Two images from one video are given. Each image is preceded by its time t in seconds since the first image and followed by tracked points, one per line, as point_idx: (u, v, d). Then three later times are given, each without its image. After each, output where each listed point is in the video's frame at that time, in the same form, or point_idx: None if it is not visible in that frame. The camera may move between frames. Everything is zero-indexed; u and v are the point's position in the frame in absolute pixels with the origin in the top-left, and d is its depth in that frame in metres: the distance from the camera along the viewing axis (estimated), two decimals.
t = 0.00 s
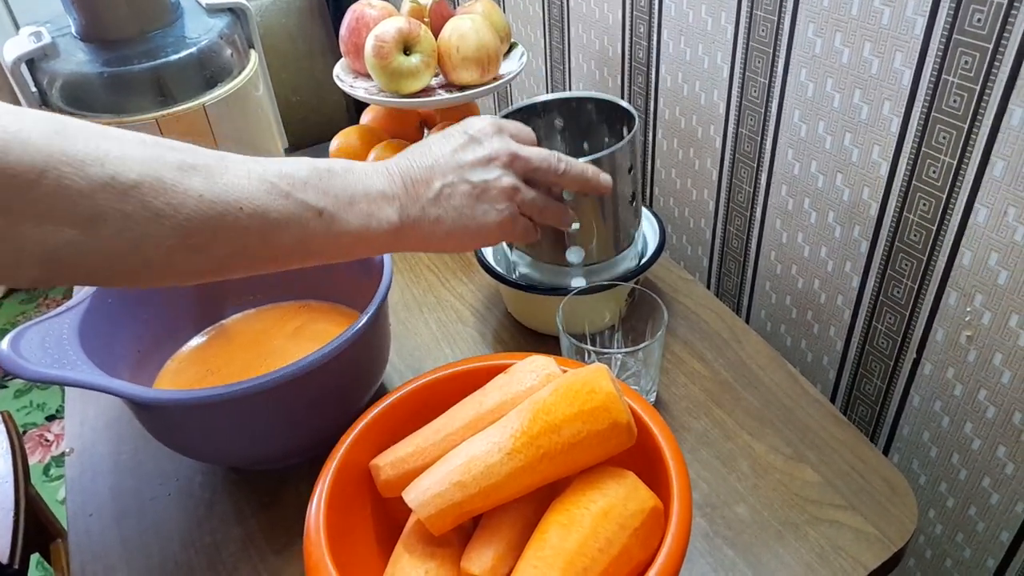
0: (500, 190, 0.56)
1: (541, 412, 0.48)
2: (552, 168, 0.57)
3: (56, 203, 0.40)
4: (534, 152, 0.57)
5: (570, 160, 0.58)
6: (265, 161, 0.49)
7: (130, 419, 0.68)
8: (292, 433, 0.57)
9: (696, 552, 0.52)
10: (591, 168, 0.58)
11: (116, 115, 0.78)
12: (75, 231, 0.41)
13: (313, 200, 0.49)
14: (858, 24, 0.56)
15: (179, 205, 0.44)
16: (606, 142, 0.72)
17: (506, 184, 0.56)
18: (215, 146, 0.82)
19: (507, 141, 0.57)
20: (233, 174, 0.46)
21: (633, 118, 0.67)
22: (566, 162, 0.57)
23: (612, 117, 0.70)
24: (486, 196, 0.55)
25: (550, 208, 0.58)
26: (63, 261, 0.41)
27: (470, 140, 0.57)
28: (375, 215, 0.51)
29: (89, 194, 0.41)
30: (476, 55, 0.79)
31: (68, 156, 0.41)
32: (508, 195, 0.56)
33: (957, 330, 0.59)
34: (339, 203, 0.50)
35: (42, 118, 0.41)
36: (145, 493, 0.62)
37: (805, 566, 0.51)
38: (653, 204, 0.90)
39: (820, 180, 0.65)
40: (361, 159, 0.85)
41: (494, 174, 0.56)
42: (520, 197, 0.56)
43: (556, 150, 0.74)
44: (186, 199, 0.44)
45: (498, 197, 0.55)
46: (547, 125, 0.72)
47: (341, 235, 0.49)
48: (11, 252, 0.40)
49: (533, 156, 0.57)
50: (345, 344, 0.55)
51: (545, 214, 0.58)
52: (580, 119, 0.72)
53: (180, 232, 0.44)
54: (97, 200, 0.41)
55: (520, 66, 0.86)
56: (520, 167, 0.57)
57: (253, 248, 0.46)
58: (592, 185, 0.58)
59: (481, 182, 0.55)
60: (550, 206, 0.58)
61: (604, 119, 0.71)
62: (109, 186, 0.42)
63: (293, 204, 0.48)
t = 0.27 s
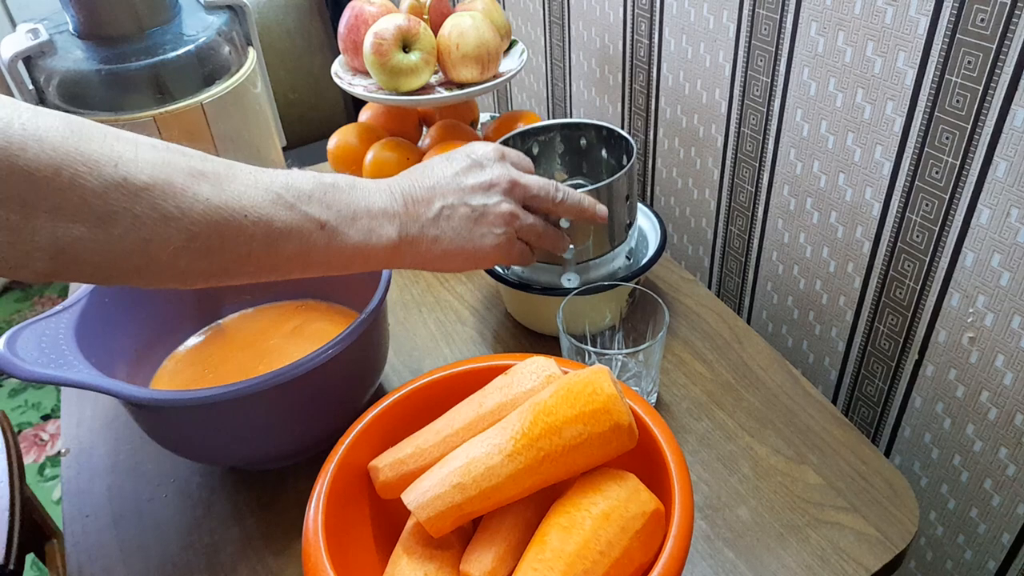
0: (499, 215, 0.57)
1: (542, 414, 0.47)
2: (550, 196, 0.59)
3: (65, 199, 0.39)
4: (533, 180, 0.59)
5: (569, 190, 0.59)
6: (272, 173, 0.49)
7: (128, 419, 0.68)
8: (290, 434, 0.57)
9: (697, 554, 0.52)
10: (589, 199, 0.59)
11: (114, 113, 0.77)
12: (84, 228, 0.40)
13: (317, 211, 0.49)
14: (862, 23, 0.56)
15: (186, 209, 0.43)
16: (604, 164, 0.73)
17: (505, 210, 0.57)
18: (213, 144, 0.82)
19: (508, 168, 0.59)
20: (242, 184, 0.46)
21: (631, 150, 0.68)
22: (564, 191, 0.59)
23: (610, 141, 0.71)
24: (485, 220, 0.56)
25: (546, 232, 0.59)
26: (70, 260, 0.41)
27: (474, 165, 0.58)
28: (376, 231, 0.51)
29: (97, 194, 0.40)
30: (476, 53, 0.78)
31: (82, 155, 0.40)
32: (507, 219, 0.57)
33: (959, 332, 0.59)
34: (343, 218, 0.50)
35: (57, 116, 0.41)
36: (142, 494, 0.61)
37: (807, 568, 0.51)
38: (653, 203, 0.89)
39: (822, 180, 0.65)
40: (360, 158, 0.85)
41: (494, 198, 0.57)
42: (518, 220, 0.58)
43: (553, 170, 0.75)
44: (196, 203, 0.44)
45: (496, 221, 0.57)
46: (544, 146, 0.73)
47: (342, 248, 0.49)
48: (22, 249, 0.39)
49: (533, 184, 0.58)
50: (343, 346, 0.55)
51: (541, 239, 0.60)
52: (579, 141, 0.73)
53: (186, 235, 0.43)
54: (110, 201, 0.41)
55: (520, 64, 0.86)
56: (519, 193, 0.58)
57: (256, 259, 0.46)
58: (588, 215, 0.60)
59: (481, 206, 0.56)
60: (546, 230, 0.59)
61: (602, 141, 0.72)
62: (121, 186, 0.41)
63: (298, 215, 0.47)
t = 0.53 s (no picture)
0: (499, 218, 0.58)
1: (545, 411, 0.48)
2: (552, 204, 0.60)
3: (72, 196, 0.40)
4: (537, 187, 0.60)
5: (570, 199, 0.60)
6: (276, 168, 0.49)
7: (133, 416, 0.68)
8: (294, 431, 0.58)
9: (699, 550, 0.52)
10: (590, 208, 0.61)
11: (118, 112, 0.77)
12: (90, 225, 0.41)
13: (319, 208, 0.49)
14: (864, 21, 0.56)
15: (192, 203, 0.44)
16: (605, 165, 0.73)
17: (505, 213, 0.58)
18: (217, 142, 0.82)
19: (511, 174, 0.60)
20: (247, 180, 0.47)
21: (631, 153, 0.68)
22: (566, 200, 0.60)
23: (611, 143, 0.71)
24: (485, 221, 0.58)
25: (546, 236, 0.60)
26: (81, 258, 0.41)
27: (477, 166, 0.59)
28: (378, 226, 0.52)
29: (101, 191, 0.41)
30: (479, 51, 0.79)
31: (88, 151, 0.41)
32: (506, 222, 0.58)
33: (960, 329, 0.59)
34: (346, 213, 0.51)
35: (62, 112, 0.41)
36: (148, 490, 0.62)
37: (808, 564, 0.51)
38: (655, 201, 0.90)
39: (824, 178, 0.65)
40: (364, 156, 0.86)
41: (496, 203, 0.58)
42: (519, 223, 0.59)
43: (555, 170, 0.75)
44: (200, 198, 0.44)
45: (496, 223, 0.58)
46: (544, 147, 0.74)
47: (344, 243, 0.50)
48: (29, 248, 0.40)
49: (535, 190, 0.60)
50: (347, 343, 0.55)
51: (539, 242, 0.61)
52: (580, 142, 0.73)
53: (191, 230, 0.44)
54: (115, 198, 0.41)
55: (523, 63, 0.86)
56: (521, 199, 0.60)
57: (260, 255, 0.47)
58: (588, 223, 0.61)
59: (481, 208, 0.57)
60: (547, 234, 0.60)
61: (603, 142, 0.72)
62: (125, 183, 0.42)
63: (300, 210, 0.48)
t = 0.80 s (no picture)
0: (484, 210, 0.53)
1: (547, 411, 0.47)
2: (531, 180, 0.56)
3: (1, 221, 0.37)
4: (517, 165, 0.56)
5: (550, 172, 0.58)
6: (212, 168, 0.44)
7: (133, 416, 0.68)
8: (295, 430, 0.57)
9: (703, 552, 0.52)
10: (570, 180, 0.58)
11: (117, 109, 0.77)
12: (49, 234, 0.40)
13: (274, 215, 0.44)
14: (869, 17, 0.56)
15: (130, 221, 0.40)
16: (607, 162, 0.73)
17: (483, 199, 0.53)
18: (217, 141, 0.81)
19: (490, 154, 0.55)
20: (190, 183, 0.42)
21: (634, 151, 0.68)
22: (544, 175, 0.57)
23: (614, 140, 0.71)
24: (461, 209, 0.52)
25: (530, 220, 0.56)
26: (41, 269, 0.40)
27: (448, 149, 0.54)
28: (345, 219, 0.46)
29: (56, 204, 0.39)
30: (480, 48, 0.78)
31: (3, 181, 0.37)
32: (484, 207, 0.53)
33: (967, 328, 0.59)
34: (306, 210, 0.45)
35: None
36: (147, 491, 0.61)
37: (813, 566, 0.51)
38: (658, 199, 0.89)
39: (829, 175, 0.65)
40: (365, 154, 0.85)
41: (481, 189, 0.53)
42: (506, 213, 0.54)
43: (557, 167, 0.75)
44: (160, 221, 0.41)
45: (474, 210, 0.52)
46: (547, 144, 0.73)
47: (306, 244, 0.45)
48: None
49: (514, 171, 0.56)
50: (348, 342, 0.54)
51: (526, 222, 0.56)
52: (582, 139, 0.73)
53: (129, 251, 0.40)
54: (36, 231, 0.38)
55: (525, 60, 0.85)
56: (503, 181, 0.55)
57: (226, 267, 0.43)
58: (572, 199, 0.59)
59: (458, 193, 0.52)
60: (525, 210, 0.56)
61: (605, 139, 0.72)
62: (49, 211, 0.38)
63: (253, 214, 0.43)
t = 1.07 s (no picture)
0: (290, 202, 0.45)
1: (552, 406, 0.47)
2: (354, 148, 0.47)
3: None
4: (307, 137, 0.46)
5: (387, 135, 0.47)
6: (78, 185, 0.42)
7: (140, 413, 0.68)
8: (302, 427, 0.57)
9: (707, 547, 0.52)
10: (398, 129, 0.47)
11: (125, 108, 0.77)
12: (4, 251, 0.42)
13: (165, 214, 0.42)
14: (873, 14, 0.56)
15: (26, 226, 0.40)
16: (612, 160, 0.73)
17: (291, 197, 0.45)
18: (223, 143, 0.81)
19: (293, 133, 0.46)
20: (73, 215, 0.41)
21: (637, 149, 0.68)
22: (375, 137, 0.47)
23: (618, 138, 0.71)
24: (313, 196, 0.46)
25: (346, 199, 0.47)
26: None
27: (229, 137, 0.44)
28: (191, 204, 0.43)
29: None
30: (485, 47, 0.78)
31: None
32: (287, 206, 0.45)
33: (971, 324, 0.59)
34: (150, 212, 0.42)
35: None
36: (154, 487, 0.62)
37: (818, 561, 0.51)
38: (662, 197, 0.89)
39: (833, 172, 0.65)
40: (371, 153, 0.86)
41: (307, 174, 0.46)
42: (306, 197, 0.46)
43: (561, 165, 0.75)
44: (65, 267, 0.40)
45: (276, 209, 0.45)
46: (551, 143, 0.74)
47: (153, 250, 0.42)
48: None
49: (348, 137, 0.47)
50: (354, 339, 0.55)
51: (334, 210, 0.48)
52: (586, 137, 0.73)
53: None
54: None
55: (529, 59, 0.86)
56: (330, 153, 0.46)
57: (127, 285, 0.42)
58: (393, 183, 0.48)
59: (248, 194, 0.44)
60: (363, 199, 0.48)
61: (610, 137, 0.72)
62: None
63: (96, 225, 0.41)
